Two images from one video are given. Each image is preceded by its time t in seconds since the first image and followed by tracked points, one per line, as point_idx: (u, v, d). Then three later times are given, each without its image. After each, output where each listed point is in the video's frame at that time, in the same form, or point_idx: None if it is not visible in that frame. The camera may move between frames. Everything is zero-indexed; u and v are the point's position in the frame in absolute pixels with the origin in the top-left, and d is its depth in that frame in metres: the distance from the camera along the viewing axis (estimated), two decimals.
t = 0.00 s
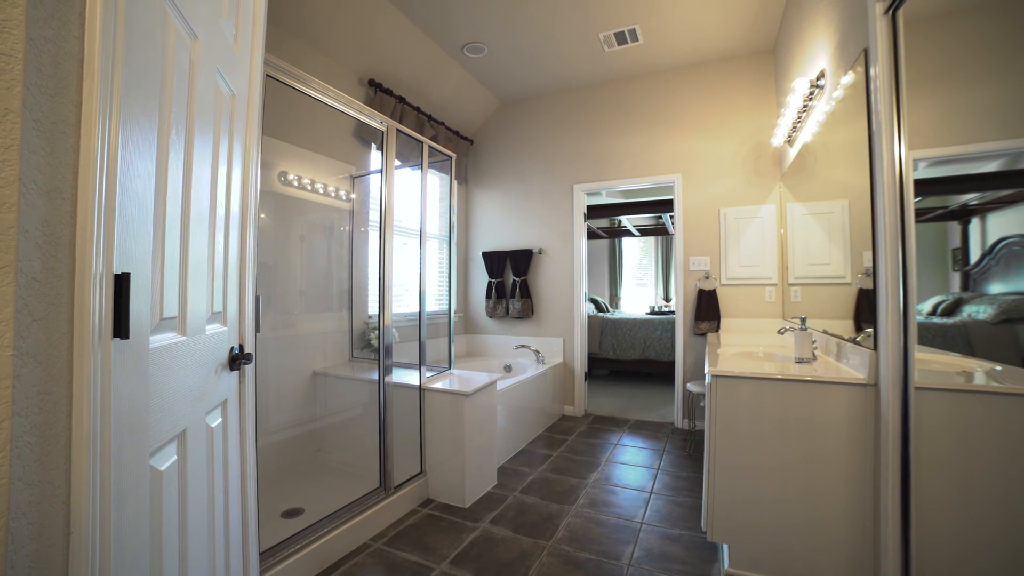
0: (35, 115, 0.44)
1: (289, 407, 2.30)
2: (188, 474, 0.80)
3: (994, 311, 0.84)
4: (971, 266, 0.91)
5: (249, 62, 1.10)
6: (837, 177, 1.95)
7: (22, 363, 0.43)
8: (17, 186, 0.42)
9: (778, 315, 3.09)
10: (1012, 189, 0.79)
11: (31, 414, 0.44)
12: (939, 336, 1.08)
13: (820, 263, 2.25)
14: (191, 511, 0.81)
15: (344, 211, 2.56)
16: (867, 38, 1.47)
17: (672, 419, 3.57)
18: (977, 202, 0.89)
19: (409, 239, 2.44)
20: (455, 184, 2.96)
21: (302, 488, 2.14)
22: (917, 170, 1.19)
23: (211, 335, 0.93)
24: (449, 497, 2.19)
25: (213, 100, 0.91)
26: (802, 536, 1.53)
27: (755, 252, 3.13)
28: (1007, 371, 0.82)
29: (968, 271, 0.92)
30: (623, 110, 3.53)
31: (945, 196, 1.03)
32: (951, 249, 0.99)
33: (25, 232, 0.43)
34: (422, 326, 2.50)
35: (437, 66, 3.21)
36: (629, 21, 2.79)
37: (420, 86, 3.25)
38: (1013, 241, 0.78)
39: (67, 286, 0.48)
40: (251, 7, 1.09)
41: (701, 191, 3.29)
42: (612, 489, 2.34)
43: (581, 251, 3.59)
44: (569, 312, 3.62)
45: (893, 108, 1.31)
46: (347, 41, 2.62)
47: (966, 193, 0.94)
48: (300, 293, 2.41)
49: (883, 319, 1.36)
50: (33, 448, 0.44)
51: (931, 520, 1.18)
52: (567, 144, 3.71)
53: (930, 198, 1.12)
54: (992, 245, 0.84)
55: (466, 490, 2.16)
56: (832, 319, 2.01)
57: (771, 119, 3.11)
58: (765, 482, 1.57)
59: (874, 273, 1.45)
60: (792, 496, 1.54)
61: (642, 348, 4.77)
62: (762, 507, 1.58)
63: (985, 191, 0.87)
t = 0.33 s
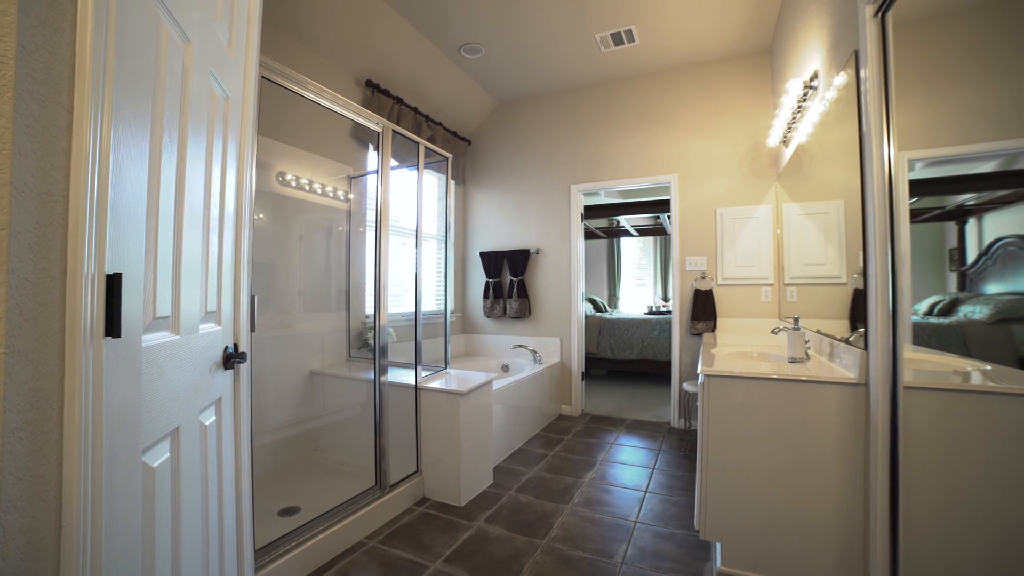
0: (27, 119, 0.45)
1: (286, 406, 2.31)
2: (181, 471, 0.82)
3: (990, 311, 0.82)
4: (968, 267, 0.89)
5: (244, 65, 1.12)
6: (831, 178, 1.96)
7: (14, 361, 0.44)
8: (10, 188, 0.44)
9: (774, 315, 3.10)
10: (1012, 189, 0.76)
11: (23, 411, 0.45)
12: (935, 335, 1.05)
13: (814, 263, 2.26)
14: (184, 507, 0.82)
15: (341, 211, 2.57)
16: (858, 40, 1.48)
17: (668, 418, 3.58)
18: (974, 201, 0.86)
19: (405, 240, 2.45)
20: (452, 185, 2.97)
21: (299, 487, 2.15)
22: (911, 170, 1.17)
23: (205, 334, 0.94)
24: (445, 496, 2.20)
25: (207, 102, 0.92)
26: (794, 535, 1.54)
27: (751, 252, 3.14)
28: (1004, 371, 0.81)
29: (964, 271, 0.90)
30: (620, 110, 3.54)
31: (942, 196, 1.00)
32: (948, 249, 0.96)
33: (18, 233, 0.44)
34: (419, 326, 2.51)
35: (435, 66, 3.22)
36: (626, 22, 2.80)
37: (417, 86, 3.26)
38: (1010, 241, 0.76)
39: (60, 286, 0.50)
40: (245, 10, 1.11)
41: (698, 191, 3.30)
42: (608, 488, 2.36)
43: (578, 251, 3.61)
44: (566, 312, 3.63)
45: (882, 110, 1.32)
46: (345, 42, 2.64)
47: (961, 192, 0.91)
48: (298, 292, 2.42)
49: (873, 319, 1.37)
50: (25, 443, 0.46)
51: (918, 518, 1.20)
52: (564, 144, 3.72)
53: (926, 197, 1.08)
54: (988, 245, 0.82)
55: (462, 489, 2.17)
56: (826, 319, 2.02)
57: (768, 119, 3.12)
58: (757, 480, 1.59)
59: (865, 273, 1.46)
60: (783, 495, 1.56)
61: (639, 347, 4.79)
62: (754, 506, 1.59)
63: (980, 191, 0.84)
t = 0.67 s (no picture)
0: (18, 125, 0.46)
1: (283, 405, 2.33)
2: (174, 467, 0.83)
3: (987, 311, 0.79)
4: (966, 267, 0.85)
5: (238, 68, 1.13)
6: (827, 178, 1.96)
7: (6, 359, 0.46)
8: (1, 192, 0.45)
9: (770, 314, 3.11)
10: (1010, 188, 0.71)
11: (14, 407, 0.47)
12: (930, 336, 1.00)
13: (810, 263, 2.27)
14: (176, 504, 0.83)
15: (339, 212, 2.58)
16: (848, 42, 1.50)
17: (665, 418, 3.59)
18: (971, 202, 0.82)
19: (401, 239, 2.45)
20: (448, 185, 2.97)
21: (296, 485, 2.17)
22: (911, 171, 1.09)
23: (199, 333, 0.95)
24: (440, 495, 2.21)
25: (200, 104, 0.93)
26: (786, 533, 1.56)
27: (747, 252, 3.15)
28: (1000, 375, 0.77)
29: (961, 272, 0.86)
30: (617, 111, 3.55)
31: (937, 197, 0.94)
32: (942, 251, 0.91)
33: (10, 236, 0.46)
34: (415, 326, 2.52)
35: (432, 67, 3.24)
36: (621, 22, 2.82)
37: (415, 87, 3.27)
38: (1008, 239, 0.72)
39: (52, 286, 0.51)
40: (240, 14, 1.12)
41: (695, 192, 3.31)
42: (603, 487, 2.37)
43: (575, 251, 3.62)
44: (563, 312, 3.65)
45: (871, 112, 1.34)
46: (341, 43, 2.65)
47: (958, 191, 0.86)
48: (296, 292, 2.44)
49: (863, 319, 1.38)
50: (16, 439, 0.47)
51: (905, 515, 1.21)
52: (561, 145, 3.74)
53: (924, 196, 1.01)
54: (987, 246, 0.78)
55: (457, 488, 2.18)
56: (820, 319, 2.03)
57: (764, 120, 3.13)
58: (749, 479, 1.60)
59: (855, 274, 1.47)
60: (774, 493, 1.57)
61: (637, 347, 4.80)
62: (745, 505, 1.61)
63: (979, 190, 0.80)
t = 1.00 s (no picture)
0: (9, 131, 0.48)
1: (280, 404, 2.34)
2: (167, 464, 0.84)
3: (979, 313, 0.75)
4: (963, 267, 0.80)
5: (232, 70, 1.15)
6: (822, 179, 1.97)
7: None
8: None
9: (765, 314, 3.13)
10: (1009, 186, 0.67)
11: (7, 404, 0.48)
12: (926, 336, 0.96)
13: (804, 263, 2.28)
14: (169, 500, 0.85)
15: (336, 212, 2.59)
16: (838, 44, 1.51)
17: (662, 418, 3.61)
18: (966, 202, 0.78)
19: (398, 240, 2.46)
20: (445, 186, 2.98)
21: (292, 484, 2.18)
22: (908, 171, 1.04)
23: (192, 333, 0.97)
24: (435, 494, 2.23)
25: (193, 106, 0.95)
26: (777, 532, 1.57)
27: (743, 252, 3.16)
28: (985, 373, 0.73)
29: (958, 271, 0.81)
30: (614, 111, 3.56)
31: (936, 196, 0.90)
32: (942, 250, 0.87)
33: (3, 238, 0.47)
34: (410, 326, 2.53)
35: (430, 68, 3.25)
36: (617, 23, 2.83)
37: (412, 88, 3.29)
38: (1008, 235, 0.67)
39: (44, 287, 0.53)
40: (233, 17, 1.13)
41: (691, 192, 3.33)
42: (598, 486, 2.38)
43: (571, 251, 3.63)
44: (560, 312, 3.66)
45: (859, 114, 1.36)
46: (338, 44, 2.66)
47: (956, 191, 0.82)
48: (293, 292, 2.45)
49: (853, 319, 1.39)
50: (8, 435, 0.49)
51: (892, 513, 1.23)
52: (558, 145, 3.75)
53: (923, 196, 0.96)
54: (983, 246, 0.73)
55: (452, 486, 2.20)
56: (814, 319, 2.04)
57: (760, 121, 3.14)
58: (740, 478, 1.62)
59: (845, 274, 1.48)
60: (765, 491, 1.59)
61: (635, 347, 4.82)
62: (737, 504, 1.62)
63: (975, 190, 0.75)
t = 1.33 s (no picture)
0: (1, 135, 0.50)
1: (278, 404, 2.35)
2: (160, 460, 0.86)
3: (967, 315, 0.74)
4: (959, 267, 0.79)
5: (227, 72, 1.16)
6: (816, 180, 1.98)
7: None
8: None
9: (760, 314, 3.14)
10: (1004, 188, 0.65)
11: None
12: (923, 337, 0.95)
13: (798, 263, 2.30)
14: (162, 496, 0.86)
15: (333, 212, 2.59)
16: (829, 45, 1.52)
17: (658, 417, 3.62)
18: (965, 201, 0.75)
19: (394, 240, 2.48)
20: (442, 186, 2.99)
21: (289, 483, 2.20)
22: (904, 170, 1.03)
23: (186, 332, 0.98)
24: (431, 492, 2.24)
25: (187, 107, 0.96)
26: (767, 529, 1.59)
27: (739, 253, 3.18)
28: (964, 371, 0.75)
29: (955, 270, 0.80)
30: (611, 112, 3.58)
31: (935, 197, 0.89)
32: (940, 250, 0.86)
33: None
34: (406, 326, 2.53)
35: (427, 69, 3.26)
36: (613, 24, 2.84)
37: (409, 89, 3.30)
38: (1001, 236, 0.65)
39: (36, 286, 0.54)
40: (228, 20, 1.15)
41: (687, 193, 3.34)
42: (593, 485, 2.40)
43: (568, 251, 3.64)
44: (557, 312, 3.67)
45: (849, 116, 1.37)
46: (336, 45, 2.67)
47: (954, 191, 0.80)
48: (291, 292, 2.46)
49: (842, 319, 1.41)
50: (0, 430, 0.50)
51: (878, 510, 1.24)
52: (556, 145, 3.76)
53: (924, 196, 0.94)
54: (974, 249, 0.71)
55: (447, 485, 2.21)
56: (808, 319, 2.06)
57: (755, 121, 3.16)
58: (731, 476, 1.63)
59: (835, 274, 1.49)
60: (756, 490, 1.60)
61: (632, 347, 4.83)
62: (728, 502, 1.64)
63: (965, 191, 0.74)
